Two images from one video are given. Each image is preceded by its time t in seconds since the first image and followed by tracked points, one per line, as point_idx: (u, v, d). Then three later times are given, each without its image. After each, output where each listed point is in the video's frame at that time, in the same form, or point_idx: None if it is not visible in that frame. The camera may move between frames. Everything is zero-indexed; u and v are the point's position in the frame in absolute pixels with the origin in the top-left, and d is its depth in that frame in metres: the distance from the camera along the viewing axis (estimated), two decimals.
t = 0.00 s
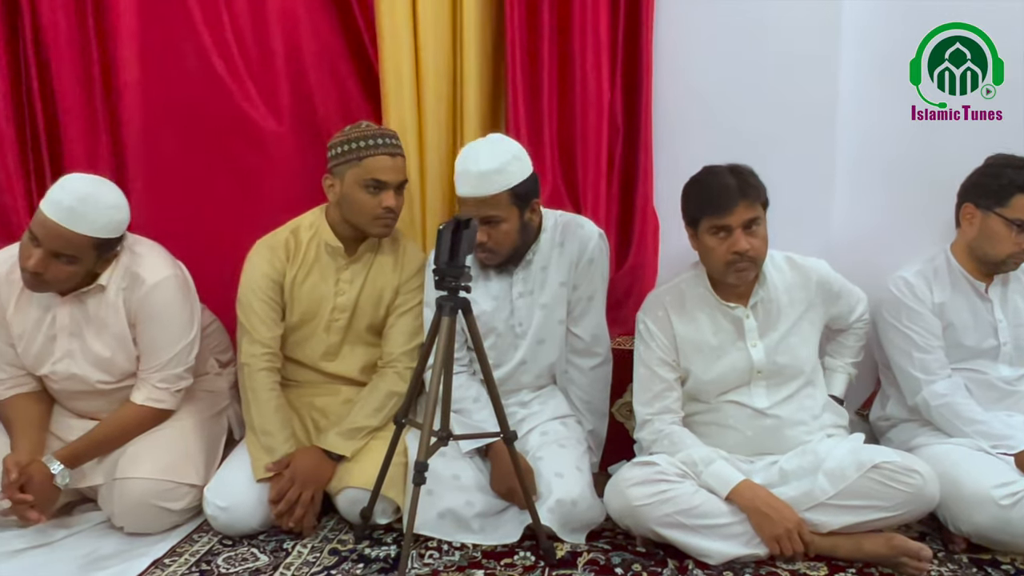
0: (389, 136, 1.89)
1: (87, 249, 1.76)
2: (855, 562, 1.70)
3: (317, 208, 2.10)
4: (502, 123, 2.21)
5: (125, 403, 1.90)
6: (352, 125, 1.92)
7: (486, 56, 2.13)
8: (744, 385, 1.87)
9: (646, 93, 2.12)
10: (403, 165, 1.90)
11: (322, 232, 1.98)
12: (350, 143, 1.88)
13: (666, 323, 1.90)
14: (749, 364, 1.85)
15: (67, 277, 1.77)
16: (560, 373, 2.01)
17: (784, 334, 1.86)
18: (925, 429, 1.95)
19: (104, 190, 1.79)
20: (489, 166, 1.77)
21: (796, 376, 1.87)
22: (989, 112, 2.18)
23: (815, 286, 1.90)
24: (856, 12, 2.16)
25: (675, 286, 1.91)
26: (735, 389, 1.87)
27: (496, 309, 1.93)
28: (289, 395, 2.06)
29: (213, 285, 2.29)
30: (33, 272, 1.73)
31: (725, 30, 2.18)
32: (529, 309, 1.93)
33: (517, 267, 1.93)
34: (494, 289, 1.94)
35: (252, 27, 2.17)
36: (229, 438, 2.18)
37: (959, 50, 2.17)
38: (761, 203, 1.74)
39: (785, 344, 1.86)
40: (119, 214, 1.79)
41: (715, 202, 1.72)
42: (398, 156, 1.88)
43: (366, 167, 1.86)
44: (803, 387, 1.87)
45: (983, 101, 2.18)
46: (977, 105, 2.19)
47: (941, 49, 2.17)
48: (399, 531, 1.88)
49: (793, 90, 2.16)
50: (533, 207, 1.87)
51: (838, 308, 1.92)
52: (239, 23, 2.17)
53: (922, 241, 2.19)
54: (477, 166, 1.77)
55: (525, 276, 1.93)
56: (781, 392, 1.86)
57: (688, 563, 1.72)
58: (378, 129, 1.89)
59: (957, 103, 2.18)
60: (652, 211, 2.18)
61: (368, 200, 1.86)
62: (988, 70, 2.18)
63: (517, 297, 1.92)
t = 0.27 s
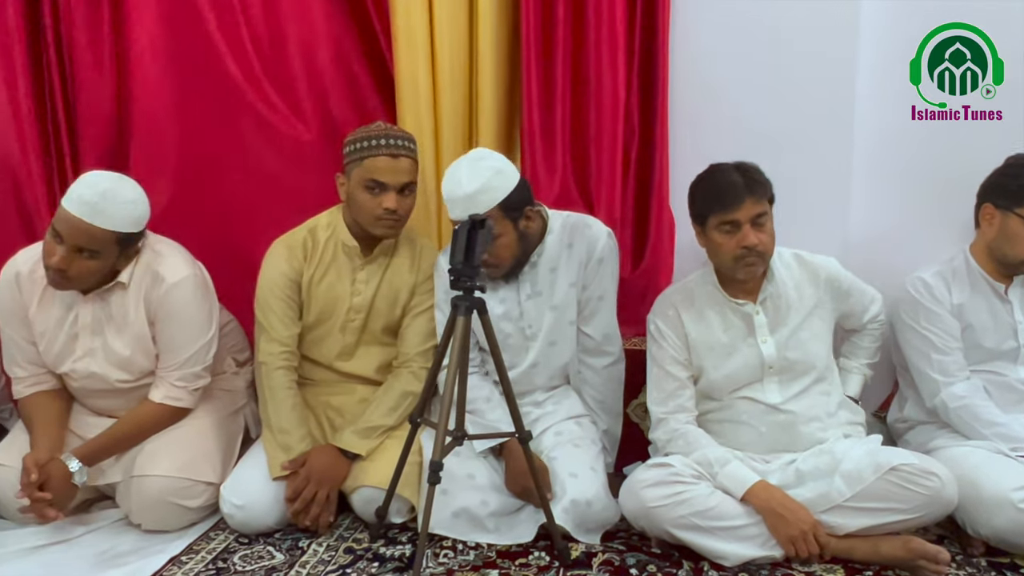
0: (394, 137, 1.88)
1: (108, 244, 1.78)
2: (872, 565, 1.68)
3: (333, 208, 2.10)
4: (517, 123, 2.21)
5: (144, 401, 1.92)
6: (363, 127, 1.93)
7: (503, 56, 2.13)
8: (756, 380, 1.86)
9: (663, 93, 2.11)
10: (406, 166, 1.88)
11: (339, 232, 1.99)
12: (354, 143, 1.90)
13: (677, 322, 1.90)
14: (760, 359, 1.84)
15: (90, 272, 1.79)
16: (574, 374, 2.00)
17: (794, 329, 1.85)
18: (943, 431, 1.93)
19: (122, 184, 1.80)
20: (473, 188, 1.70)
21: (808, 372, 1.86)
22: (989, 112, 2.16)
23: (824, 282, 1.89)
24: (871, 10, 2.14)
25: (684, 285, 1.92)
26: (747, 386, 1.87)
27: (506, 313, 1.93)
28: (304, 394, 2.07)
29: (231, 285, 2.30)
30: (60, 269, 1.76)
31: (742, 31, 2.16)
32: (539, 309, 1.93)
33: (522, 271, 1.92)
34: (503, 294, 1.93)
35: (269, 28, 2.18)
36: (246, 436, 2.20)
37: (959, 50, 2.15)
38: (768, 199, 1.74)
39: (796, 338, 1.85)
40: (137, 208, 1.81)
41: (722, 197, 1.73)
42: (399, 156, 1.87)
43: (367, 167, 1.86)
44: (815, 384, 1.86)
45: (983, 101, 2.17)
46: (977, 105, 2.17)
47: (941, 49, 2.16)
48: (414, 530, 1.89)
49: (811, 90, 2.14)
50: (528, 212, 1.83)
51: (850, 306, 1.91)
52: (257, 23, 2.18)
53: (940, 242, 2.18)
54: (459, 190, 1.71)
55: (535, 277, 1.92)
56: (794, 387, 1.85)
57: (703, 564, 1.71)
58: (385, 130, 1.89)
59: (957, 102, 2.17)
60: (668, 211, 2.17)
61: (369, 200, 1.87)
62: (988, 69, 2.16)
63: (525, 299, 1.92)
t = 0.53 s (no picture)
0: (427, 148, 1.88)
1: (106, 228, 1.78)
2: (889, 568, 1.67)
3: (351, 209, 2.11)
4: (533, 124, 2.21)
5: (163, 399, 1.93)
6: (392, 132, 1.91)
7: (519, 57, 2.13)
8: (768, 374, 1.86)
9: (680, 93, 2.11)
10: (438, 178, 1.89)
11: (356, 233, 2.00)
12: (384, 151, 1.88)
13: (687, 321, 1.92)
14: (771, 352, 1.84)
15: (98, 260, 1.79)
16: (589, 375, 2.00)
17: (804, 322, 1.85)
18: (962, 433, 1.92)
19: (104, 170, 1.82)
20: (481, 191, 1.70)
21: (819, 365, 1.85)
22: (989, 112, 2.15)
23: (829, 278, 1.90)
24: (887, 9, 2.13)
25: (694, 285, 1.93)
26: (760, 378, 1.86)
27: (519, 314, 1.92)
28: (320, 393, 2.08)
29: (250, 284, 2.32)
30: (67, 263, 1.77)
31: (758, 30, 2.15)
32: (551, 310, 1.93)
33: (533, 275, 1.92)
34: (515, 297, 1.92)
35: (285, 28, 2.19)
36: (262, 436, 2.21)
37: (959, 50, 2.14)
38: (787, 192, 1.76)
39: (805, 330, 1.85)
40: (127, 187, 1.81)
41: (746, 195, 1.73)
42: (433, 168, 1.88)
43: (400, 178, 1.85)
44: (826, 377, 1.86)
45: (983, 101, 2.15)
46: (977, 105, 2.16)
47: (941, 49, 2.15)
48: (430, 530, 1.89)
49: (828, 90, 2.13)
50: (537, 217, 1.83)
51: (861, 305, 1.92)
52: (274, 24, 2.19)
53: (959, 243, 2.16)
54: (467, 194, 1.72)
55: (546, 279, 1.92)
56: (806, 380, 1.85)
57: (718, 566, 1.71)
58: (418, 139, 1.88)
59: (957, 103, 2.15)
60: (684, 211, 2.16)
61: (399, 210, 1.87)
62: (988, 70, 2.15)
63: (537, 301, 1.92)
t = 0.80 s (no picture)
0: (454, 153, 1.88)
1: (109, 228, 1.80)
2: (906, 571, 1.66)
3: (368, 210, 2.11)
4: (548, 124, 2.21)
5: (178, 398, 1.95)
6: (419, 136, 1.90)
7: (535, 57, 2.13)
8: (780, 369, 1.85)
9: (696, 93, 2.10)
10: (464, 184, 1.89)
11: (374, 234, 2.00)
12: (412, 156, 1.87)
13: (699, 319, 1.91)
14: (782, 348, 1.83)
15: (112, 262, 1.82)
16: (604, 375, 2.00)
17: (815, 317, 1.84)
18: (980, 436, 1.90)
19: (96, 173, 1.83)
20: (500, 190, 1.72)
21: (832, 359, 1.83)
22: (989, 112, 2.13)
23: (840, 275, 1.89)
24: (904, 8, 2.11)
25: (704, 284, 1.92)
26: (772, 373, 1.85)
27: (535, 315, 1.92)
28: (336, 392, 2.09)
29: (266, 284, 2.33)
30: (90, 271, 1.80)
31: (774, 30, 2.14)
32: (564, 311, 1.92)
33: (551, 274, 1.91)
34: (531, 297, 1.92)
35: (302, 28, 2.20)
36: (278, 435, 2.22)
37: (959, 50, 2.12)
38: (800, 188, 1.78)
39: (817, 326, 1.84)
40: (121, 185, 1.82)
41: (764, 189, 1.73)
42: (459, 173, 1.88)
43: (429, 184, 1.85)
44: (838, 372, 1.84)
45: (982, 101, 2.14)
46: (977, 105, 2.14)
47: (941, 49, 2.14)
48: (444, 529, 1.89)
49: (846, 90, 2.11)
50: (554, 218, 1.82)
51: (875, 302, 1.90)
52: (290, 24, 2.20)
53: (978, 244, 2.15)
54: (486, 193, 1.74)
55: (561, 280, 1.92)
56: (818, 373, 1.84)
57: (733, 567, 1.70)
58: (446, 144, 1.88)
59: (958, 102, 2.14)
60: (701, 210, 2.16)
61: (426, 216, 1.87)
62: (988, 69, 2.13)
63: (553, 301, 1.91)
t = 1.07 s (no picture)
0: (460, 154, 1.87)
1: (129, 225, 1.82)
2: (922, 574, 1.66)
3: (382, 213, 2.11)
4: (564, 125, 2.21)
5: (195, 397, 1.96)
6: (425, 138, 1.89)
7: (552, 57, 2.13)
8: (797, 369, 1.84)
9: (713, 93, 2.09)
10: (473, 184, 1.89)
11: (391, 237, 2.00)
12: (419, 159, 1.87)
13: (715, 319, 1.90)
14: (800, 347, 1.82)
15: (137, 260, 1.83)
16: (619, 376, 2.00)
17: (833, 317, 1.84)
18: (1000, 438, 1.88)
19: (105, 174, 1.84)
20: (514, 189, 1.72)
21: (850, 358, 1.83)
22: (988, 112, 2.11)
23: (857, 277, 1.88)
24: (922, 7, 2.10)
25: (721, 283, 1.92)
26: (789, 373, 1.84)
27: (550, 315, 1.92)
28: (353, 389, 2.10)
29: (282, 283, 2.34)
30: (121, 271, 1.82)
31: (790, 29, 2.12)
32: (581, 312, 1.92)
33: (565, 273, 1.91)
34: (546, 297, 1.92)
35: (319, 29, 2.21)
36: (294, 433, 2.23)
37: (959, 50, 2.11)
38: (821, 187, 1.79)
39: (834, 326, 1.83)
40: (131, 182, 1.84)
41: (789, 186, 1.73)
42: (467, 174, 1.87)
43: (436, 186, 1.85)
44: (856, 373, 1.83)
45: (982, 101, 2.11)
46: (977, 105, 2.12)
47: (942, 49, 2.12)
48: (459, 529, 1.90)
49: (865, 89, 2.10)
50: (569, 217, 1.83)
51: (890, 306, 1.91)
52: (308, 25, 2.20)
53: (997, 245, 2.13)
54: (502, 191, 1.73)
55: (577, 281, 1.92)
56: (834, 374, 1.83)
57: (750, 569, 1.69)
58: (451, 145, 1.87)
59: (957, 102, 2.13)
60: (717, 210, 2.15)
61: (436, 218, 1.87)
62: (988, 70, 2.11)
63: (568, 302, 1.91)
